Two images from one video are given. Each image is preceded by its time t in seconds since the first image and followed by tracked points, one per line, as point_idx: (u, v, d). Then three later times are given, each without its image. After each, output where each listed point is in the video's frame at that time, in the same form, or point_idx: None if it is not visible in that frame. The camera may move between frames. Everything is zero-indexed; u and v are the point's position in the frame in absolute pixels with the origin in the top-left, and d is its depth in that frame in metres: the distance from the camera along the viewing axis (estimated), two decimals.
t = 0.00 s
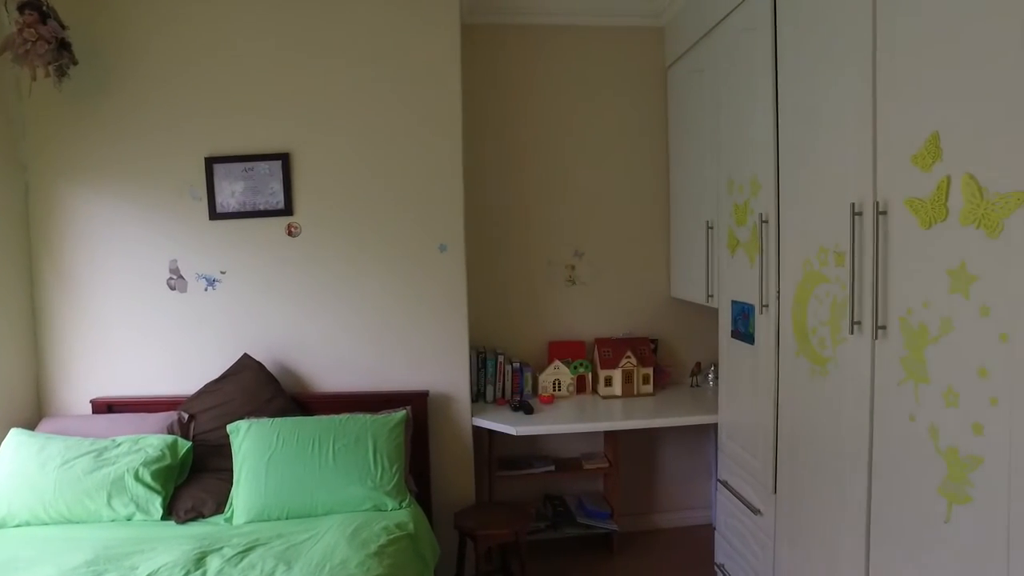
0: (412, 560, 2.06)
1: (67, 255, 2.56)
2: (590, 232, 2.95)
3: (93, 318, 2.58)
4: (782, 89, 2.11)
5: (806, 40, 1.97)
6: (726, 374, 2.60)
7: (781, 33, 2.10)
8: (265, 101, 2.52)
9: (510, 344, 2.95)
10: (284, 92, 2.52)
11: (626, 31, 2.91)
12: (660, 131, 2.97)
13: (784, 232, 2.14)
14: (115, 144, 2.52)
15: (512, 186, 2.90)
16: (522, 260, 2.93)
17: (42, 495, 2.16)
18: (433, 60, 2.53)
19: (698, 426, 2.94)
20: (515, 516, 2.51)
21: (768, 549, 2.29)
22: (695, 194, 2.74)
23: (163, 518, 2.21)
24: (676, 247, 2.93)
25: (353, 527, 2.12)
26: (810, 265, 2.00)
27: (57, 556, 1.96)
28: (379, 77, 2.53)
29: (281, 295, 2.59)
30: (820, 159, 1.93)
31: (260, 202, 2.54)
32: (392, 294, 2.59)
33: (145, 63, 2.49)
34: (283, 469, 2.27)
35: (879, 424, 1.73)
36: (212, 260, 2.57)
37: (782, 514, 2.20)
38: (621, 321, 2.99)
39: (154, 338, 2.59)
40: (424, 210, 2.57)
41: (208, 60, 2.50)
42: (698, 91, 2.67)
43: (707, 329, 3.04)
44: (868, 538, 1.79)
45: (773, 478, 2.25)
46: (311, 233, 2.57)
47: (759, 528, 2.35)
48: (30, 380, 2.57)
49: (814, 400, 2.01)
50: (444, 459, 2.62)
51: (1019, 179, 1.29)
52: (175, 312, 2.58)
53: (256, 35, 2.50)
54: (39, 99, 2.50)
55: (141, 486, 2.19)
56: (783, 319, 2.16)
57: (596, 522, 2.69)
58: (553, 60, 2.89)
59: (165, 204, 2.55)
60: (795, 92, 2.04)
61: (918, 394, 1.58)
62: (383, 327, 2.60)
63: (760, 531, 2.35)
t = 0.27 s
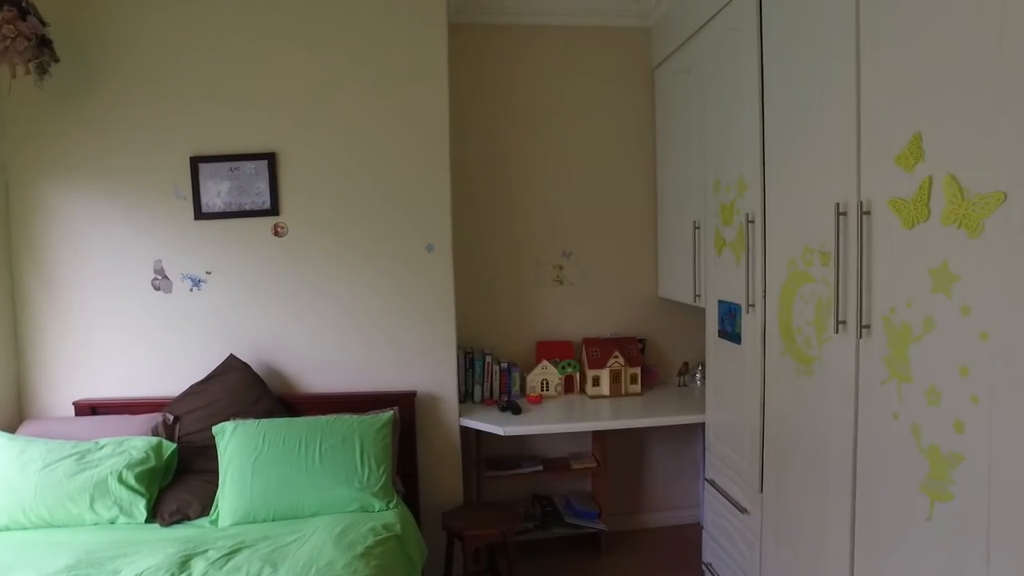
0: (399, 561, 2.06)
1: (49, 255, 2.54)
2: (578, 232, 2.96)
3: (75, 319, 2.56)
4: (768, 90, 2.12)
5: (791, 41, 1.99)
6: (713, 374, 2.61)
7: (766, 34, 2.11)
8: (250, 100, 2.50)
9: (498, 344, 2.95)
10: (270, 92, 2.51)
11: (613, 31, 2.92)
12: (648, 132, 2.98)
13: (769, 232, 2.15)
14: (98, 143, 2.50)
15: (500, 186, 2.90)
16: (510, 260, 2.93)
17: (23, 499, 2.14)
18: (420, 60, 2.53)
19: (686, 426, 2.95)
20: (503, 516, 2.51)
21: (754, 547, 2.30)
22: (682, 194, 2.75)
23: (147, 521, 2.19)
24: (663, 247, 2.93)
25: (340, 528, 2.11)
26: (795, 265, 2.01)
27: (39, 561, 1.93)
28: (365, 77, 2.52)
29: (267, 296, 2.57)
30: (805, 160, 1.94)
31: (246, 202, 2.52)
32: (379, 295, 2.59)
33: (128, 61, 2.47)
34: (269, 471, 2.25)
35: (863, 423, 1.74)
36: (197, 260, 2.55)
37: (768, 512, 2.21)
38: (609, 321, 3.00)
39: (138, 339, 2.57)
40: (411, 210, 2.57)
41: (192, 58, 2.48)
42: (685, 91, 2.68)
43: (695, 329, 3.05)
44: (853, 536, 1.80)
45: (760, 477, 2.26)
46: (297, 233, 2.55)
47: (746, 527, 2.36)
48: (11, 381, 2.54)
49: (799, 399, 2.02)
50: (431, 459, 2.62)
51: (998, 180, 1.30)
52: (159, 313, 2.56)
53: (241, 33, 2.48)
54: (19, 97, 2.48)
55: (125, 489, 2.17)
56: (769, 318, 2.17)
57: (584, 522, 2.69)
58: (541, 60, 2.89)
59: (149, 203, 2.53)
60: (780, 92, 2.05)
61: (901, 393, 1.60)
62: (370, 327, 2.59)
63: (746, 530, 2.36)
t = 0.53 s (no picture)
0: (387, 562, 2.05)
1: (33, 255, 2.51)
2: (568, 232, 2.96)
3: (60, 320, 2.54)
4: (756, 91, 2.14)
5: (778, 42, 2.00)
6: (701, 374, 2.62)
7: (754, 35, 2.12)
8: (238, 100, 2.49)
9: (487, 344, 2.94)
10: (257, 92, 2.50)
11: (603, 33, 2.93)
12: (637, 133, 2.98)
13: (757, 232, 2.17)
14: (83, 142, 2.48)
15: (489, 186, 2.90)
16: (499, 260, 2.93)
17: (6, 503, 2.11)
18: (409, 60, 2.53)
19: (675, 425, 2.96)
20: (493, 516, 2.51)
21: (743, 546, 2.31)
22: (670, 194, 2.76)
23: (133, 523, 2.17)
24: (653, 248, 2.94)
25: (328, 530, 2.10)
26: (783, 265, 2.02)
27: (21, 564, 1.91)
28: (354, 77, 2.52)
29: (256, 297, 2.56)
30: (792, 160, 1.95)
31: (233, 202, 2.51)
32: (367, 295, 2.58)
33: (114, 60, 2.45)
34: (257, 472, 2.24)
35: (850, 421, 1.75)
36: (184, 260, 2.53)
37: (756, 511, 2.22)
38: (599, 321, 3.00)
39: (124, 340, 2.55)
40: (400, 210, 2.56)
41: (179, 57, 2.47)
42: (673, 92, 2.69)
43: (683, 329, 3.07)
44: (839, 534, 1.81)
45: (748, 476, 2.27)
46: (286, 233, 2.55)
47: (734, 526, 2.37)
48: None
49: (786, 398, 2.04)
50: (421, 460, 2.61)
51: (980, 180, 1.32)
52: (146, 314, 2.54)
53: (228, 33, 2.47)
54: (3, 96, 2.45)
55: (110, 492, 2.15)
56: (757, 319, 2.18)
57: (573, 522, 2.69)
58: (531, 60, 2.89)
59: (135, 203, 2.51)
60: (768, 93, 2.07)
61: (887, 392, 1.61)
62: (358, 328, 2.59)
63: (735, 529, 2.37)
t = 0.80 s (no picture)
0: (375, 564, 2.04)
1: (15, 256, 2.48)
2: (557, 232, 2.96)
3: (44, 322, 2.51)
4: (743, 92, 2.14)
5: (764, 43, 2.01)
6: (689, 373, 2.63)
7: (741, 36, 2.13)
8: (224, 99, 2.48)
9: (476, 344, 2.94)
10: (244, 91, 2.48)
11: (592, 33, 2.93)
12: (626, 133, 2.99)
13: (744, 232, 2.17)
14: (66, 142, 2.46)
15: (478, 186, 2.90)
16: (488, 261, 2.92)
17: None
18: (397, 60, 2.53)
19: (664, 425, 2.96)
20: (482, 516, 2.50)
21: (731, 545, 2.32)
22: (659, 195, 2.77)
23: (118, 527, 2.14)
24: (641, 248, 2.95)
25: (316, 531, 2.08)
26: (770, 265, 2.03)
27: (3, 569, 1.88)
28: (341, 77, 2.51)
29: (243, 297, 2.55)
30: (779, 161, 1.96)
31: (220, 202, 2.50)
32: (355, 295, 2.58)
33: (98, 58, 2.43)
34: (244, 474, 2.22)
35: (836, 420, 1.76)
36: (170, 261, 2.52)
37: (744, 510, 2.23)
38: (587, 321, 3.01)
39: (109, 341, 2.53)
40: (387, 211, 2.56)
41: (164, 56, 2.45)
42: (662, 93, 2.69)
43: (672, 329, 3.07)
44: (826, 532, 1.82)
45: (736, 475, 2.28)
46: (273, 234, 2.54)
47: (722, 525, 2.38)
48: None
49: (773, 397, 2.05)
50: (409, 460, 2.61)
51: (963, 181, 1.33)
52: (132, 315, 2.52)
53: (214, 32, 2.46)
54: None
55: (94, 494, 2.12)
56: (744, 318, 2.19)
57: (562, 522, 2.70)
58: (519, 60, 2.89)
59: (120, 203, 2.49)
60: (755, 94, 2.08)
61: (873, 391, 1.62)
62: (347, 329, 2.58)
63: (723, 528, 2.38)
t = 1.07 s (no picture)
0: (363, 565, 2.03)
1: None
2: (546, 233, 2.96)
3: (28, 323, 2.48)
4: (730, 93, 2.15)
5: (751, 45, 2.02)
6: (677, 373, 2.63)
7: (728, 38, 2.14)
8: (211, 99, 2.47)
9: (465, 345, 2.93)
10: (231, 91, 2.47)
11: (581, 34, 2.93)
12: (614, 133, 2.99)
13: (731, 233, 2.19)
14: (50, 141, 2.43)
15: (467, 186, 2.89)
16: (477, 261, 2.92)
17: None
18: (384, 60, 2.53)
19: (653, 425, 2.97)
20: (471, 517, 2.50)
21: (718, 544, 2.33)
22: (647, 195, 2.78)
23: (103, 530, 2.13)
24: (630, 248, 2.95)
25: (304, 533, 2.07)
26: (757, 265, 2.04)
27: None
28: (329, 77, 2.51)
29: (230, 298, 2.54)
30: (766, 161, 1.97)
31: (207, 202, 2.48)
32: (344, 296, 2.57)
33: (82, 57, 2.41)
34: (231, 476, 2.21)
35: (823, 419, 1.77)
36: (157, 261, 2.50)
37: (732, 509, 2.24)
38: (576, 322, 3.01)
39: (94, 342, 2.51)
40: (375, 211, 2.56)
41: (150, 55, 2.44)
42: (650, 94, 2.70)
43: (661, 329, 3.08)
44: (813, 531, 1.83)
45: (723, 475, 2.29)
46: (261, 234, 2.53)
47: (710, 524, 2.39)
48: None
49: (761, 397, 2.06)
50: (398, 461, 2.61)
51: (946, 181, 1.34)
52: (117, 316, 2.50)
53: (201, 31, 2.45)
54: None
55: (78, 498, 2.10)
56: (732, 318, 2.20)
57: (551, 522, 2.70)
58: (508, 60, 2.89)
59: (106, 204, 2.47)
60: (743, 95, 2.08)
61: (858, 390, 1.63)
62: (335, 329, 2.58)
63: (710, 527, 2.39)
